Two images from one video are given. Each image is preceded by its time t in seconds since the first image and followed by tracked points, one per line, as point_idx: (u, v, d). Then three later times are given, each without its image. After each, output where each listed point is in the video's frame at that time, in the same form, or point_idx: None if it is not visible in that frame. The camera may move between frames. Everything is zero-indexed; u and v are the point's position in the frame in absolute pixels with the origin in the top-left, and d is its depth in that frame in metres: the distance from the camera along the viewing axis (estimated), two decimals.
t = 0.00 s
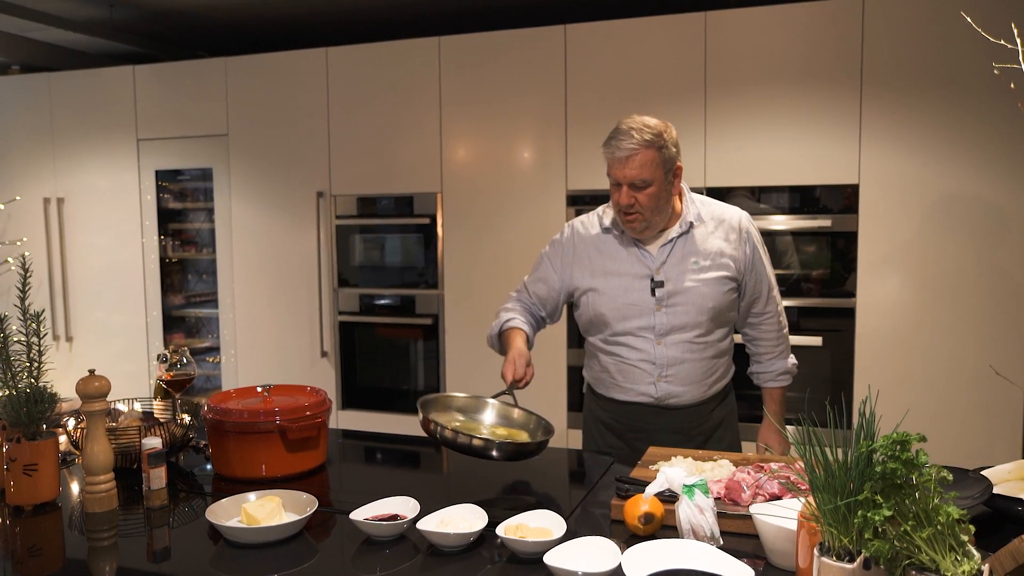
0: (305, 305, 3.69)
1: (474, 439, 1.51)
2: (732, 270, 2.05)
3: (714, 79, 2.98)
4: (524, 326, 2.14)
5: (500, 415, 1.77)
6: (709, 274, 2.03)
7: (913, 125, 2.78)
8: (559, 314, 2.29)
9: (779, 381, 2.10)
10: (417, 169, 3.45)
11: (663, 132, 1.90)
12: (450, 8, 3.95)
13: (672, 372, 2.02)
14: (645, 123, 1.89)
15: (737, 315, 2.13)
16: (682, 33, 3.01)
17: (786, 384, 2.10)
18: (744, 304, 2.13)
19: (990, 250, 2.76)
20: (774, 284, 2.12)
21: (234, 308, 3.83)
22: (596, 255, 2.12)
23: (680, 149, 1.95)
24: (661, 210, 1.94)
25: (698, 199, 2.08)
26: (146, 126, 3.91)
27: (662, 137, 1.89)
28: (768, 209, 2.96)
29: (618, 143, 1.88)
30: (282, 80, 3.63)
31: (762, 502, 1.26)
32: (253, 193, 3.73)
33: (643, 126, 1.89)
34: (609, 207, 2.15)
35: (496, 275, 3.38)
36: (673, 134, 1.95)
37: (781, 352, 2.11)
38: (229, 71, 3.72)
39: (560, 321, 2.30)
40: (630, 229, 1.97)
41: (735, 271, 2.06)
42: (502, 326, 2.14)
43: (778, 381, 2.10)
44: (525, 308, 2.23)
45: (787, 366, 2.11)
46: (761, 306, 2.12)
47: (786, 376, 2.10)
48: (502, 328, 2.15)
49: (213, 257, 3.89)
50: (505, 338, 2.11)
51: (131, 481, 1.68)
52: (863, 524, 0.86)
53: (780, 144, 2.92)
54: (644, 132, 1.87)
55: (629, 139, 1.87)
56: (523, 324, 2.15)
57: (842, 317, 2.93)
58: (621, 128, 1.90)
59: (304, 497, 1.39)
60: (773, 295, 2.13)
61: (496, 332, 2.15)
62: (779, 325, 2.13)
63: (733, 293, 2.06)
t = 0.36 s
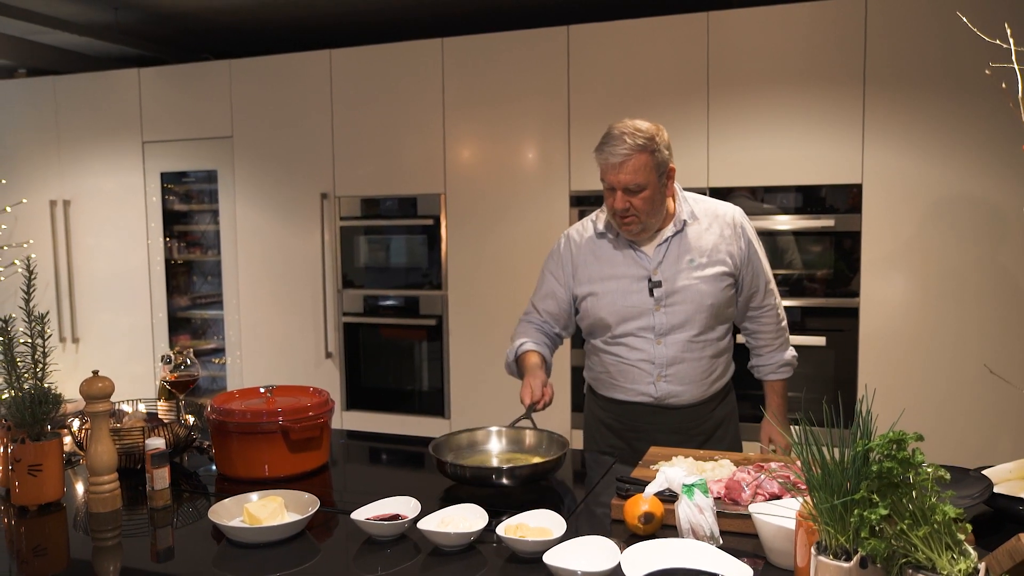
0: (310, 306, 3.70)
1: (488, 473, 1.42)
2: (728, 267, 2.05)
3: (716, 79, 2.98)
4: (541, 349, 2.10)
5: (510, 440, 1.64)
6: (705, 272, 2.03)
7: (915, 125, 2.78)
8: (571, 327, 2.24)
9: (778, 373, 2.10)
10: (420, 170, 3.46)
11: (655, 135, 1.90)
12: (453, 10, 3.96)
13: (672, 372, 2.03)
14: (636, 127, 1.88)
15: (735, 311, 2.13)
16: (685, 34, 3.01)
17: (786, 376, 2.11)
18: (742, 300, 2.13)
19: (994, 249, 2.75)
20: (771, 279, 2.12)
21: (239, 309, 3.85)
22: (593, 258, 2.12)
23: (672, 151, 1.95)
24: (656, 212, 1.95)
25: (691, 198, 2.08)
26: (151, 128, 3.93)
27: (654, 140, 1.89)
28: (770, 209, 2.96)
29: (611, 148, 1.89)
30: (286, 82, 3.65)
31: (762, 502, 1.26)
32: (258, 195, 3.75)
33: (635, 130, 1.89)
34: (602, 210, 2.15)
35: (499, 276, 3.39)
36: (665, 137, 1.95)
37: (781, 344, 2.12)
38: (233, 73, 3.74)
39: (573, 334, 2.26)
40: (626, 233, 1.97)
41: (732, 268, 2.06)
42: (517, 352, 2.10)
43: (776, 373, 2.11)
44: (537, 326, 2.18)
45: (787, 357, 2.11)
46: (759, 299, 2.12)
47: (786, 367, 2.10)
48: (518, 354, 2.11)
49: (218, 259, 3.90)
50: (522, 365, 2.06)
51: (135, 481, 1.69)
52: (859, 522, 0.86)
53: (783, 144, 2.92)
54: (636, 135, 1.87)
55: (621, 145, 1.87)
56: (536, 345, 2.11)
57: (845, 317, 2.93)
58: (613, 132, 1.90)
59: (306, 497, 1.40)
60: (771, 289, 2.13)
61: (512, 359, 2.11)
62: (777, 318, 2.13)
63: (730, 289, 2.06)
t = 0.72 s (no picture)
0: (314, 307, 3.72)
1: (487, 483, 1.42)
2: (726, 266, 2.06)
3: (719, 79, 2.98)
4: (540, 355, 2.09)
5: (511, 449, 1.63)
6: (704, 271, 2.04)
7: (918, 124, 2.78)
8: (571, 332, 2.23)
9: (778, 368, 2.10)
10: (424, 171, 3.47)
11: (646, 139, 1.89)
12: (457, 12, 3.97)
13: (674, 372, 2.03)
14: (627, 131, 1.88)
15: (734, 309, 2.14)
16: (688, 34, 3.01)
17: (786, 372, 2.11)
18: (741, 297, 2.14)
19: (997, 248, 2.75)
20: (769, 276, 2.13)
21: (243, 310, 3.86)
22: (591, 262, 2.12)
23: (664, 153, 1.95)
24: (651, 215, 1.95)
25: (686, 198, 2.08)
26: (156, 130, 3.94)
27: (645, 143, 1.89)
28: (773, 209, 2.96)
29: (602, 154, 1.88)
30: (291, 84, 3.66)
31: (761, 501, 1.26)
32: (263, 197, 3.76)
33: (625, 134, 1.89)
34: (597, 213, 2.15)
35: (503, 276, 3.39)
36: (657, 139, 1.95)
37: (780, 340, 2.12)
38: (238, 75, 3.75)
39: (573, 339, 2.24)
40: (621, 235, 1.98)
41: (730, 267, 2.07)
42: (517, 359, 2.09)
43: (776, 367, 2.11)
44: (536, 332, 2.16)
45: (787, 352, 2.12)
46: (757, 296, 2.13)
47: (787, 362, 2.10)
48: (517, 361, 2.10)
49: (223, 260, 3.91)
50: (521, 372, 2.05)
51: (139, 482, 1.70)
52: (856, 521, 0.87)
53: (785, 144, 2.92)
54: (626, 140, 1.87)
55: (613, 150, 1.87)
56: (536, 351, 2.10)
57: (848, 317, 2.93)
58: (604, 137, 1.90)
59: (308, 496, 1.41)
60: (769, 286, 2.14)
61: (512, 366, 2.10)
62: (777, 314, 2.13)
63: (728, 288, 2.07)
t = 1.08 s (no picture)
0: (316, 308, 3.72)
1: (485, 484, 1.43)
2: (724, 266, 2.06)
3: (719, 79, 2.99)
4: (537, 360, 2.11)
5: (510, 452, 1.63)
6: (701, 272, 2.04)
7: (920, 123, 2.78)
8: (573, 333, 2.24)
9: (778, 366, 2.11)
10: (425, 172, 3.48)
11: (636, 150, 1.88)
12: (458, 13, 3.98)
13: (675, 373, 2.03)
14: (616, 144, 1.87)
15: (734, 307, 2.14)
16: (688, 34, 3.02)
17: (786, 370, 2.11)
18: (740, 296, 2.13)
19: (998, 246, 2.75)
20: (768, 273, 2.12)
21: (246, 312, 3.87)
22: (589, 264, 2.12)
23: (656, 161, 1.94)
24: (644, 224, 1.95)
25: (682, 198, 2.08)
26: (159, 133, 3.96)
27: (635, 155, 1.88)
28: (774, 208, 2.96)
29: (593, 166, 1.87)
30: (293, 86, 3.67)
31: (760, 500, 1.26)
32: (265, 199, 3.77)
33: (616, 147, 1.87)
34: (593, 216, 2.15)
35: (505, 277, 3.40)
36: (648, 149, 1.93)
37: (781, 337, 2.13)
38: (240, 78, 3.77)
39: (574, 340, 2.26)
40: (615, 244, 1.98)
41: (728, 266, 2.07)
42: (515, 362, 2.13)
43: (776, 366, 2.12)
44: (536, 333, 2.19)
45: (787, 350, 2.12)
46: (757, 294, 2.13)
47: (787, 360, 2.11)
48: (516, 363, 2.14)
49: (226, 262, 3.92)
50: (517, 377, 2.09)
51: (141, 483, 1.71)
52: (852, 519, 0.87)
53: (786, 143, 2.92)
54: (617, 153, 1.86)
55: (602, 164, 1.86)
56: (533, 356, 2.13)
57: (850, 316, 2.93)
58: (595, 149, 1.89)
59: (309, 497, 1.42)
60: (768, 283, 2.13)
61: (510, 369, 2.14)
62: (776, 312, 2.13)
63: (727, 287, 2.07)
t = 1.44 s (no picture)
0: (317, 309, 3.73)
1: (484, 484, 1.43)
2: (712, 267, 2.06)
3: (718, 80, 2.99)
4: (557, 391, 2.07)
5: (509, 452, 1.64)
6: (689, 276, 2.05)
7: (919, 122, 2.78)
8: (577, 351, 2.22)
9: (778, 358, 2.12)
10: (426, 174, 3.48)
11: (620, 171, 1.86)
12: (458, 14, 3.99)
13: (670, 375, 2.04)
14: (600, 167, 1.84)
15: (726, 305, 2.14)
16: (687, 35, 3.02)
17: (784, 361, 2.12)
18: (731, 293, 2.14)
19: (997, 245, 2.75)
20: (760, 268, 2.11)
21: (248, 313, 3.88)
22: (578, 273, 2.12)
23: (640, 178, 1.92)
24: (631, 239, 1.95)
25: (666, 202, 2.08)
26: (160, 134, 3.97)
27: (620, 176, 1.86)
28: (774, 208, 2.96)
29: (577, 190, 1.85)
30: (293, 87, 3.68)
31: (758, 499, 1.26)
32: (266, 200, 3.78)
33: (600, 169, 1.85)
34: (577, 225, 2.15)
35: (505, 277, 3.40)
36: (633, 167, 1.91)
37: (776, 330, 2.13)
38: (240, 80, 3.77)
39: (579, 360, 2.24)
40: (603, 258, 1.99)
41: (716, 267, 2.07)
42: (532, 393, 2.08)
43: (776, 357, 2.12)
44: (546, 364, 2.15)
45: (783, 342, 2.13)
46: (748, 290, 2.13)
47: (785, 351, 2.12)
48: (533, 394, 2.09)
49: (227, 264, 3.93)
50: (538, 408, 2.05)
51: (141, 484, 1.71)
52: (847, 517, 0.88)
53: (786, 143, 2.92)
54: (601, 175, 1.84)
55: (588, 188, 1.84)
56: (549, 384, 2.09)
57: (850, 315, 2.93)
58: (579, 172, 1.86)
59: (308, 497, 1.42)
60: (760, 278, 2.13)
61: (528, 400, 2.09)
62: (771, 306, 2.13)
63: (716, 288, 2.08)
